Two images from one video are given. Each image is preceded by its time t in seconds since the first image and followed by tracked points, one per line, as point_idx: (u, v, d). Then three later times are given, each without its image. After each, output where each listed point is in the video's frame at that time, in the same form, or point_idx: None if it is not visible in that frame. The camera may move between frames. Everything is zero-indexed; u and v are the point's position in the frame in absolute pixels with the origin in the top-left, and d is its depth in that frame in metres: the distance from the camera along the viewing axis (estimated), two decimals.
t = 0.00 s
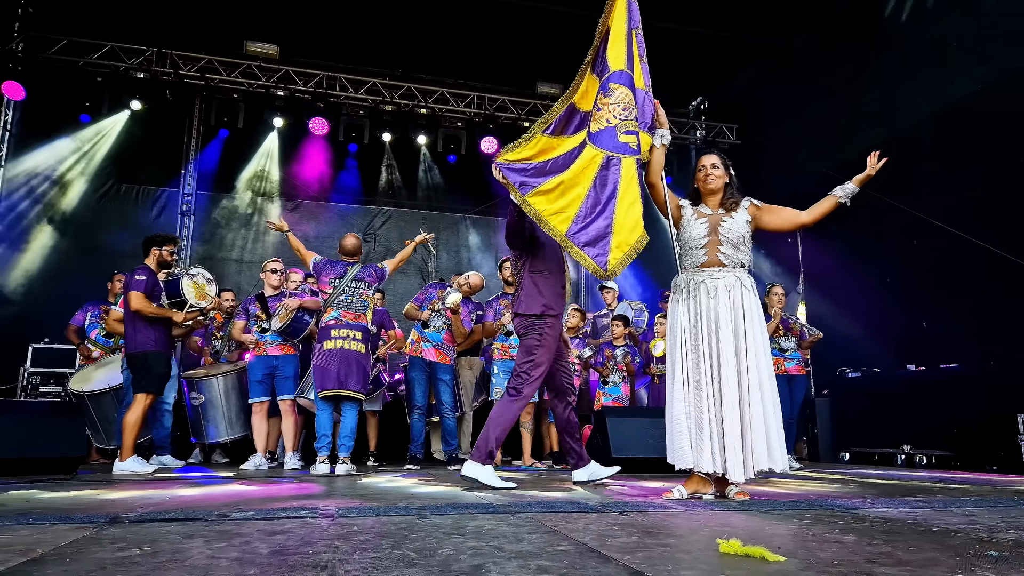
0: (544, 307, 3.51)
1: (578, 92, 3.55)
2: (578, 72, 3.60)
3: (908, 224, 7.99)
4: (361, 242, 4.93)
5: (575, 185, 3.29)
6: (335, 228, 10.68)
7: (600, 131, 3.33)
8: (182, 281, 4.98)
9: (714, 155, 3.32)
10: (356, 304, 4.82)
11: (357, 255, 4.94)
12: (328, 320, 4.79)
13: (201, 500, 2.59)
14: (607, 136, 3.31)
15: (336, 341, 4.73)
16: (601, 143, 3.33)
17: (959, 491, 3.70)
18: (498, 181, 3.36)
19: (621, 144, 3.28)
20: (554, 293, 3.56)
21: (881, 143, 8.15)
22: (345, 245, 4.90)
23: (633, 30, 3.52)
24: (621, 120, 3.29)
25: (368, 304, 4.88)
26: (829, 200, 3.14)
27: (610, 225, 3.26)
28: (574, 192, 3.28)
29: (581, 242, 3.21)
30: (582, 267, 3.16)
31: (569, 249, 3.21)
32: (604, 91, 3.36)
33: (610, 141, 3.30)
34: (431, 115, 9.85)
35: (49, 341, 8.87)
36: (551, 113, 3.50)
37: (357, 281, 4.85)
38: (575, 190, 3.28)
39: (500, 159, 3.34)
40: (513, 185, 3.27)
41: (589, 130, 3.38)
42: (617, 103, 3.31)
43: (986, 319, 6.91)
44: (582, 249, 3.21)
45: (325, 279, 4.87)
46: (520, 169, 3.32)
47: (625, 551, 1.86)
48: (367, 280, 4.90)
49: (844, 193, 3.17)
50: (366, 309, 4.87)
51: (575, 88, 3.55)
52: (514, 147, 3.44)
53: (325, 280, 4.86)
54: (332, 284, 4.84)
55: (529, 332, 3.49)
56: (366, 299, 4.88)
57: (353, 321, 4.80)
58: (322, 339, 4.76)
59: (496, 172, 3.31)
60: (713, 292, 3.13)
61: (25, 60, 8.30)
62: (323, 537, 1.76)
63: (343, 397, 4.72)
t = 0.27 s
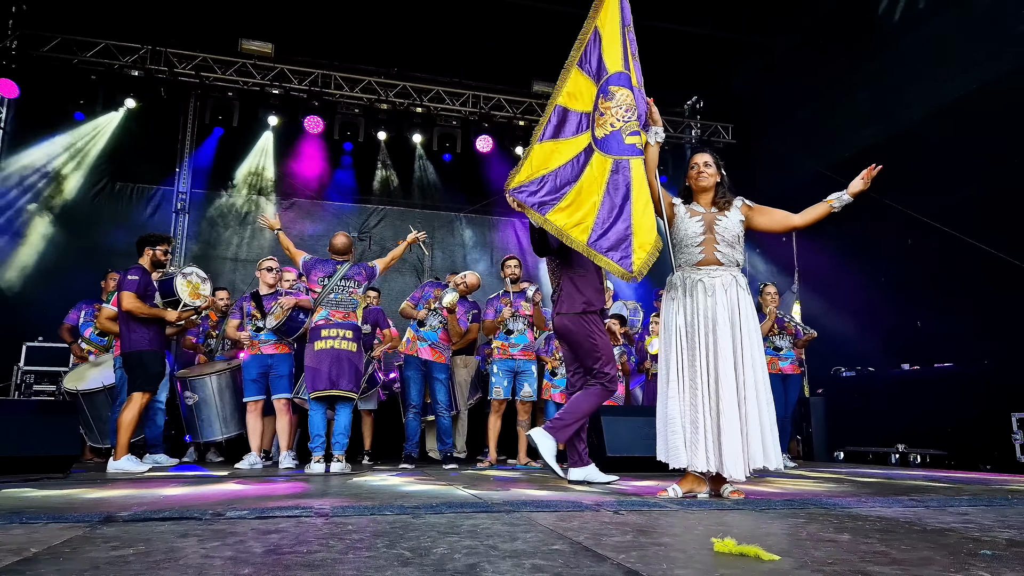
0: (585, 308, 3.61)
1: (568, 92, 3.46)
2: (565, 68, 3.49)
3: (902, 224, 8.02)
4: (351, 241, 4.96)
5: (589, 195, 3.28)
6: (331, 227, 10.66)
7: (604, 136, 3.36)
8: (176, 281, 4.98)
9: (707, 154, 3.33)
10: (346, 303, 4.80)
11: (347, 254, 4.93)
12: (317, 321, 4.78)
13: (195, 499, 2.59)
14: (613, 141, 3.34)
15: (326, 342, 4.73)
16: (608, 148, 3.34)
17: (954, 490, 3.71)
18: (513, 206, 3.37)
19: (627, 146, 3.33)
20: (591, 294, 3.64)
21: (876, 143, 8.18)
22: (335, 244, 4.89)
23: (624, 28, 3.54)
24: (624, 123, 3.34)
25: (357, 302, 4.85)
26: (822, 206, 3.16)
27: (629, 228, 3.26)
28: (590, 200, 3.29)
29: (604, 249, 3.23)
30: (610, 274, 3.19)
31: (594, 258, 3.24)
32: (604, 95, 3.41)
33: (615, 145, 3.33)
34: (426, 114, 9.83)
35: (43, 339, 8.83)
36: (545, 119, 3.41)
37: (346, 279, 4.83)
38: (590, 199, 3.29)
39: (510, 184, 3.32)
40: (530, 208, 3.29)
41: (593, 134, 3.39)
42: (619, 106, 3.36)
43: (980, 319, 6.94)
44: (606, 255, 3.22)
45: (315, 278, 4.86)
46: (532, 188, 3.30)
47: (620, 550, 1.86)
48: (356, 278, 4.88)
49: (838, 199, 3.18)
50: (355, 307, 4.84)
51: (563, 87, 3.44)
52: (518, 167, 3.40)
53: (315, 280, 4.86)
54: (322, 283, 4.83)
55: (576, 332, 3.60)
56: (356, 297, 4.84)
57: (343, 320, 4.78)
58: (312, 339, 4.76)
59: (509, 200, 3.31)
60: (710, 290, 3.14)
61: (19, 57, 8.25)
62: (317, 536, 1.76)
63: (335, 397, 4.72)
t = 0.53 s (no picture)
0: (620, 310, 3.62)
1: (575, 95, 3.62)
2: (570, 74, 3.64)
3: (900, 222, 8.02)
4: (347, 239, 4.93)
5: (600, 194, 3.32)
6: (328, 224, 10.66)
7: (608, 133, 3.39)
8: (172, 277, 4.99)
9: (701, 151, 3.39)
10: (344, 300, 4.80)
11: (344, 251, 4.93)
12: (314, 318, 4.78)
13: (193, 495, 2.59)
14: (617, 136, 3.35)
15: (323, 339, 4.72)
16: (613, 144, 3.35)
17: (950, 488, 3.73)
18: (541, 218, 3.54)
19: (631, 141, 3.32)
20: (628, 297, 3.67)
21: (874, 141, 8.19)
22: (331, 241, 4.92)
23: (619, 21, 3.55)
24: (626, 117, 3.34)
25: (354, 300, 4.85)
26: (814, 214, 3.21)
27: (643, 220, 3.19)
28: (601, 199, 3.33)
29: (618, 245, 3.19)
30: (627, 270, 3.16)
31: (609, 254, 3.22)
32: (605, 91, 3.44)
33: (619, 140, 3.34)
34: (424, 111, 9.79)
35: (40, 336, 8.83)
36: (557, 126, 3.62)
37: (344, 276, 4.83)
38: (601, 198, 3.32)
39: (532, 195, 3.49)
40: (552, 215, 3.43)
41: (599, 133, 3.44)
42: (619, 100, 3.36)
43: (977, 316, 6.95)
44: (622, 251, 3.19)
45: (311, 275, 4.89)
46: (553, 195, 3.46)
47: (617, 547, 1.87)
48: (354, 275, 4.88)
49: (830, 211, 3.23)
50: (351, 304, 4.83)
51: (570, 92, 3.62)
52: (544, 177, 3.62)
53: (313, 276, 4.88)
54: (320, 280, 4.84)
55: (610, 335, 3.59)
56: (353, 295, 4.85)
57: (339, 317, 4.78)
58: (309, 337, 4.76)
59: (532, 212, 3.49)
60: (713, 288, 3.15)
61: (16, 53, 8.22)
62: (314, 532, 1.76)
63: (332, 394, 4.71)
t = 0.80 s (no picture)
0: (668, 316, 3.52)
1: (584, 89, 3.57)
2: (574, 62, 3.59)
3: (898, 221, 8.03)
4: (350, 237, 4.96)
5: (603, 182, 3.30)
6: (326, 221, 10.64)
7: (611, 121, 3.39)
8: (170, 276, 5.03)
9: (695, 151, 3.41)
10: (345, 298, 4.80)
11: (346, 250, 4.95)
12: (317, 316, 4.77)
13: (191, 493, 2.58)
14: (620, 125, 3.36)
15: (326, 336, 4.72)
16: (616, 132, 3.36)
17: (948, 485, 3.74)
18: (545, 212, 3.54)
19: (635, 131, 3.36)
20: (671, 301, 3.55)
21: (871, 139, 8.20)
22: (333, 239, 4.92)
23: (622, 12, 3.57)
24: (630, 108, 3.37)
25: (357, 298, 4.86)
26: (801, 223, 3.29)
27: (647, 209, 3.20)
28: (602, 187, 3.30)
29: (619, 233, 3.18)
30: (628, 258, 3.15)
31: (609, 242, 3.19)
32: (608, 80, 3.44)
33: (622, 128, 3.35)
34: (422, 108, 9.79)
35: (37, 334, 8.80)
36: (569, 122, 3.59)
37: (346, 275, 4.84)
38: (603, 186, 3.30)
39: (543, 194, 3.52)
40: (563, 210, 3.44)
41: (601, 121, 3.43)
42: (624, 88, 3.38)
43: (974, 313, 6.96)
44: (622, 239, 3.17)
45: (314, 273, 4.85)
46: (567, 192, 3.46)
47: (615, 544, 1.87)
48: (356, 274, 4.89)
49: (813, 219, 3.33)
50: (355, 303, 4.85)
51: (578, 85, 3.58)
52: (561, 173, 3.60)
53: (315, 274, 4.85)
54: (321, 278, 4.83)
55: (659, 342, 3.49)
56: (356, 293, 4.86)
57: (342, 315, 4.78)
58: (312, 334, 4.74)
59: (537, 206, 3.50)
60: (711, 285, 3.18)
61: (13, 50, 8.20)
62: (313, 530, 1.76)
63: (335, 392, 4.71)
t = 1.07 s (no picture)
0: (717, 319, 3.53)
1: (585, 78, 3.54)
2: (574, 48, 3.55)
3: (897, 218, 8.04)
4: (351, 236, 4.93)
5: (604, 167, 3.24)
6: (323, 219, 10.64)
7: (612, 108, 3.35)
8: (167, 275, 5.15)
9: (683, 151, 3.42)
10: (346, 297, 4.80)
11: (347, 249, 4.94)
12: (318, 313, 4.77)
13: (190, 490, 2.58)
14: (623, 113, 3.34)
15: (329, 334, 4.72)
16: (617, 119, 3.32)
17: (946, 481, 3.75)
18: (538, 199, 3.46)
19: (638, 120, 3.35)
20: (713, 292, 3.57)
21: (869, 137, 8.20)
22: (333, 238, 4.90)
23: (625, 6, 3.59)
24: (634, 97, 3.37)
25: (358, 296, 4.87)
26: (779, 225, 3.34)
27: (647, 199, 3.17)
28: (602, 172, 3.24)
29: (620, 219, 3.14)
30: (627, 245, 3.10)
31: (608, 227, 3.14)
32: (612, 67, 3.42)
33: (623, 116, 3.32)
34: (420, 106, 9.78)
35: (36, 331, 8.79)
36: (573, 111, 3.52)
37: (348, 273, 4.84)
38: (603, 171, 3.24)
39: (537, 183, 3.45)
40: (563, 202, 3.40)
41: (601, 107, 3.39)
42: (628, 77, 3.37)
43: (972, 310, 6.97)
44: (622, 226, 3.13)
45: (315, 271, 4.85)
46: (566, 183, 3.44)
47: (615, 541, 1.87)
48: (357, 272, 4.90)
49: (793, 224, 3.36)
50: (355, 301, 4.86)
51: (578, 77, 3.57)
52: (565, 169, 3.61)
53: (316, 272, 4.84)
54: (321, 277, 4.83)
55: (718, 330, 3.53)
56: (357, 291, 4.87)
57: (343, 313, 4.79)
58: (313, 332, 4.74)
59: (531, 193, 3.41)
60: (699, 282, 3.23)
61: (11, 48, 8.18)
62: (312, 527, 1.76)
63: (337, 389, 4.71)
